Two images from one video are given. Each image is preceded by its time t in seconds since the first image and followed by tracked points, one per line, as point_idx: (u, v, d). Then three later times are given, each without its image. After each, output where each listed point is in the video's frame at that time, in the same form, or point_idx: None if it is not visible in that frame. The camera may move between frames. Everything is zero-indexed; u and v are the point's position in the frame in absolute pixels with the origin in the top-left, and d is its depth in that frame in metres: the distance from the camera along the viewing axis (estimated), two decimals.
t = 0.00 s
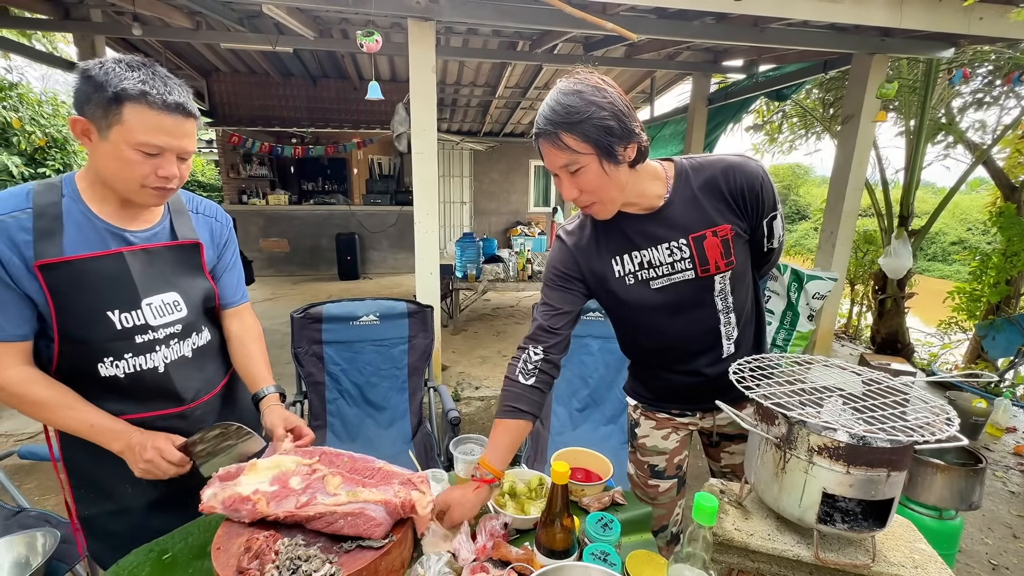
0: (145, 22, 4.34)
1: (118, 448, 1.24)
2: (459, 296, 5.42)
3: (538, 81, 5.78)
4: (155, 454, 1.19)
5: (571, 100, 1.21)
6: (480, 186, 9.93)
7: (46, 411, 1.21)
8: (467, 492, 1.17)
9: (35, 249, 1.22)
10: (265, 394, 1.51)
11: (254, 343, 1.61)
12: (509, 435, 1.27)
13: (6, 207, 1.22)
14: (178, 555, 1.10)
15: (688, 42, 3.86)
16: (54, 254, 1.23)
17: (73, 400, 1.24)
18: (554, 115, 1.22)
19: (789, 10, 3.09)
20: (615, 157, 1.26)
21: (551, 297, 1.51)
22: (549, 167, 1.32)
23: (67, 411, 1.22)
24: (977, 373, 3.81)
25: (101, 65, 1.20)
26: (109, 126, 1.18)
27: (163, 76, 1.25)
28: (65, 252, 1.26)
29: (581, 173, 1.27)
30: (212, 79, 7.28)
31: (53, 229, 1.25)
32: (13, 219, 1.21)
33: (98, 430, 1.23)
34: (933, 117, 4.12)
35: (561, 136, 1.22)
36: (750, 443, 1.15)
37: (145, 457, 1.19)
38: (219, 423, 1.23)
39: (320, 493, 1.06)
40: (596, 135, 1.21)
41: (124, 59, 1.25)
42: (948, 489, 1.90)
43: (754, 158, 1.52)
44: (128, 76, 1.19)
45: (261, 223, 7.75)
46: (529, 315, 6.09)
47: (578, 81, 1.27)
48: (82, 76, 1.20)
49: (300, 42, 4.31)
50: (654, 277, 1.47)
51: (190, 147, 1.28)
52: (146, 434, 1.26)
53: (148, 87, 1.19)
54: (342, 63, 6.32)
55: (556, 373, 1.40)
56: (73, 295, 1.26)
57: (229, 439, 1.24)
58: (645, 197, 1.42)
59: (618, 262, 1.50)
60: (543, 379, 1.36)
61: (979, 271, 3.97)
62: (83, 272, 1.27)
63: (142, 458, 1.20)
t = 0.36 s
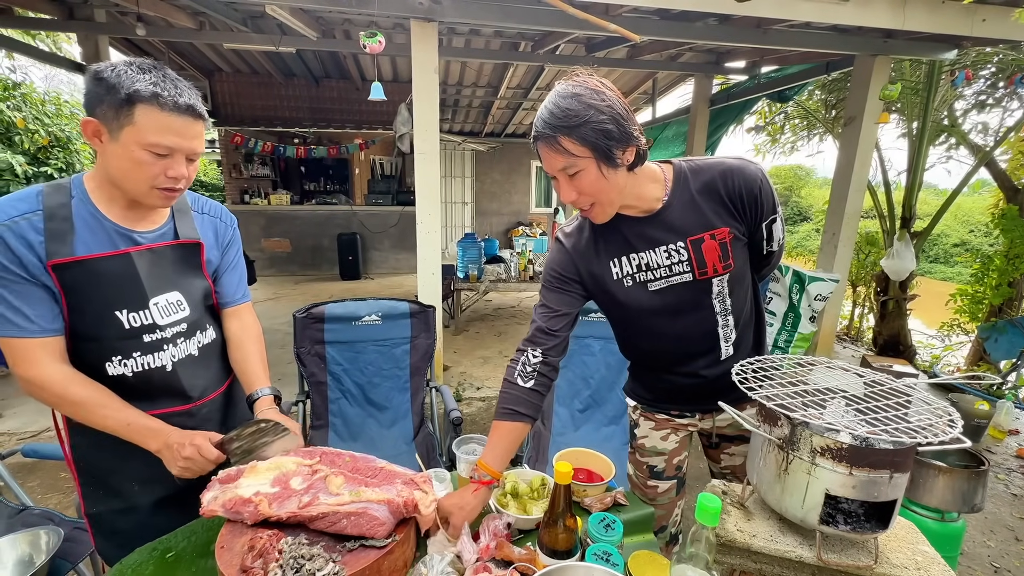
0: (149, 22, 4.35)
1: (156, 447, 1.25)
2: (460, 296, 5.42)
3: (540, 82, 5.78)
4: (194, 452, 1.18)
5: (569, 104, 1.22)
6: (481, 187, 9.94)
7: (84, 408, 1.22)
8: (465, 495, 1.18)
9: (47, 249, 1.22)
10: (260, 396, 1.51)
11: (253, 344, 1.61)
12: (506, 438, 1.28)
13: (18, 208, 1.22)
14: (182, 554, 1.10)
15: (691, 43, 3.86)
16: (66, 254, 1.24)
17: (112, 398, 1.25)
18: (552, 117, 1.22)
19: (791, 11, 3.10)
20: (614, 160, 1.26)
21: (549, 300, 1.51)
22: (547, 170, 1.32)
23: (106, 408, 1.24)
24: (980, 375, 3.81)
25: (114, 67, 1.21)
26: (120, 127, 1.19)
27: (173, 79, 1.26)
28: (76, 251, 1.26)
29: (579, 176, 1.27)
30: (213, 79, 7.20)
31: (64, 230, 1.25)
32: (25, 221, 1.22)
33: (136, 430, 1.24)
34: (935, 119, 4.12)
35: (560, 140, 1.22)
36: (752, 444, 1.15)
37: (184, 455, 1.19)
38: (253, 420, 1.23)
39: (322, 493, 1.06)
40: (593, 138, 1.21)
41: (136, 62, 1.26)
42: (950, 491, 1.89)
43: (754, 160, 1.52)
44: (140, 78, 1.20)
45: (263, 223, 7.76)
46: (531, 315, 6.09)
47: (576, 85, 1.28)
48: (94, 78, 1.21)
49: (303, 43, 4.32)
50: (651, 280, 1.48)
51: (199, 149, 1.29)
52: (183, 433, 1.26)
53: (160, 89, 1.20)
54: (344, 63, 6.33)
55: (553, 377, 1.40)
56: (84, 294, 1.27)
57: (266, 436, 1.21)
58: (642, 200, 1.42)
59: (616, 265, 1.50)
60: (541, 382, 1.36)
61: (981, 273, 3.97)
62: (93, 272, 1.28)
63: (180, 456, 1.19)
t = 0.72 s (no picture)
0: (150, 22, 4.36)
1: (177, 436, 1.26)
2: (460, 296, 5.43)
3: (541, 82, 5.78)
4: (217, 443, 1.22)
5: (569, 101, 1.22)
6: (482, 187, 9.94)
7: (104, 399, 1.23)
8: (470, 484, 1.19)
9: (54, 246, 1.23)
10: (269, 396, 1.52)
11: (260, 343, 1.61)
12: (512, 428, 1.28)
13: (23, 206, 1.23)
14: (183, 553, 1.10)
15: (691, 43, 3.86)
16: (73, 251, 1.24)
17: (130, 389, 1.26)
18: (552, 114, 1.23)
19: (791, 12, 3.10)
20: (613, 157, 1.26)
21: (551, 294, 1.52)
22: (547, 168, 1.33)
23: (125, 399, 1.24)
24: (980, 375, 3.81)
25: (118, 67, 1.21)
26: (124, 127, 1.19)
27: (178, 79, 1.27)
28: (84, 249, 1.27)
29: (579, 173, 1.27)
30: (214, 79, 7.20)
31: (69, 228, 1.25)
32: (30, 218, 1.22)
33: (155, 419, 1.26)
34: (935, 120, 4.13)
35: (559, 138, 1.22)
36: (752, 444, 1.15)
37: (206, 446, 1.22)
38: (273, 418, 1.26)
39: (324, 492, 1.06)
40: (593, 135, 1.22)
41: (141, 63, 1.26)
42: (949, 492, 1.90)
43: (754, 160, 1.52)
44: (144, 79, 1.21)
45: (264, 223, 7.76)
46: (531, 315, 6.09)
47: (576, 82, 1.28)
48: (98, 78, 1.21)
49: (304, 43, 4.32)
50: (650, 277, 1.48)
51: (202, 150, 1.30)
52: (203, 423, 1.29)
53: (164, 90, 1.21)
54: (345, 63, 6.33)
55: (556, 369, 1.40)
56: (91, 292, 1.28)
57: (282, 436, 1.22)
58: (641, 198, 1.42)
59: (614, 262, 1.50)
60: (543, 373, 1.37)
61: (982, 274, 3.97)
62: (100, 270, 1.28)
63: (203, 447, 1.22)
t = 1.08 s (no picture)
0: (147, 21, 4.35)
1: (105, 449, 1.24)
2: (459, 296, 5.43)
3: (539, 81, 5.79)
4: (141, 461, 1.22)
5: (574, 92, 1.22)
6: (481, 187, 9.94)
7: (43, 405, 1.21)
8: (477, 473, 1.15)
9: (47, 244, 1.23)
10: (280, 388, 1.52)
11: (267, 339, 1.62)
12: (519, 419, 1.26)
13: (18, 203, 1.23)
14: (180, 553, 1.10)
15: (690, 43, 3.87)
16: (65, 249, 1.24)
17: (63, 396, 1.23)
18: (557, 105, 1.22)
19: (791, 11, 3.10)
20: (617, 149, 1.26)
21: (555, 287, 1.51)
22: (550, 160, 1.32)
23: (61, 407, 1.22)
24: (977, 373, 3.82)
25: (119, 65, 1.21)
26: (124, 125, 1.19)
27: (179, 79, 1.26)
28: (76, 247, 1.27)
29: (583, 164, 1.27)
30: (212, 78, 7.19)
31: (65, 225, 1.26)
32: (25, 214, 1.22)
33: (87, 430, 1.23)
34: (933, 119, 4.14)
35: (565, 129, 1.22)
36: (751, 443, 1.15)
37: (129, 463, 1.22)
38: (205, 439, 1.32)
39: (321, 493, 1.06)
40: (598, 126, 1.22)
41: (142, 60, 1.26)
42: (947, 490, 1.90)
43: (756, 157, 1.52)
44: (145, 77, 1.20)
45: (262, 223, 7.75)
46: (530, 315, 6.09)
47: (581, 74, 1.28)
48: (99, 75, 1.20)
49: (302, 42, 4.31)
50: (651, 272, 1.48)
51: (203, 149, 1.29)
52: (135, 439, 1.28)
53: (165, 89, 1.20)
54: (343, 62, 6.32)
55: (562, 361, 1.40)
56: (80, 291, 1.27)
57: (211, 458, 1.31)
58: (644, 191, 1.42)
59: (615, 255, 1.51)
60: (550, 364, 1.36)
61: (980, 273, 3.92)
62: (92, 268, 1.28)
63: (127, 463, 1.22)
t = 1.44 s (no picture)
0: (143, 19, 4.32)
1: (148, 435, 1.22)
2: (457, 295, 5.42)
3: (537, 80, 5.78)
4: (189, 441, 1.18)
5: (570, 87, 1.22)
6: (479, 186, 9.93)
7: (74, 400, 1.21)
8: (472, 475, 1.17)
9: (45, 244, 1.22)
10: (270, 392, 1.51)
11: (260, 339, 1.61)
12: (516, 420, 1.27)
13: (15, 203, 1.22)
14: (175, 554, 1.09)
15: (687, 41, 3.87)
16: (63, 249, 1.24)
17: (102, 391, 1.24)
18: (552, 100, 1.22)
19: (789, 10, 3.10)
20: (613, 145, 1.26)
21: (551, 288, 1.52)
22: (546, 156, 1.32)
23: (92, 401, 1.22)
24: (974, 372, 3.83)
25: (115, 63, 1.20)
26: (119, 123, 1.18)
27: (175, 76, 1.25)
28: (74, 247, 1.26)
29: (578, 160, 1.26)
30: (209, 76, 7.16)
31: (62, 225, 1.25)
32: (22, 214, 1.22)
33: (125, 419, 1.23)
34: (931, 118, 4.14)
35: (560, 124, 1.21)
36: (748, 442, 1.15)
37: (178, 444, 1.18)
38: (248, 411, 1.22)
39: (317, 493, 1.06)
40: (593, 121, 1.21)
41: (137, 58, 1.25)
42: (945, 489, 1.90)
43: (754, 155, 1.51)
44: (140, 75, 1.19)
45: (260, 222, 7.73)
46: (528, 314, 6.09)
47: (577, 69, 1.27)
48: (95, 74, 1.20)
49: (298, 40, 4.29)
50: (648, 271, 1.47)
51: (198, 146, 1.29)
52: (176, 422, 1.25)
53: (160, 86, 1.19)
54: (340, 61, 6.30)
55: (558, 362, 1.40)
56: (80, 291, 1.26)
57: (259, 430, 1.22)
58: (641, 189, 1.41)
59: (612, 254, 1.50)
60: (545, 366, 1.37)
61: (976, 272, 3.95)
62: (91, 268, 1.27)
63: (174, 446, 1.19)
